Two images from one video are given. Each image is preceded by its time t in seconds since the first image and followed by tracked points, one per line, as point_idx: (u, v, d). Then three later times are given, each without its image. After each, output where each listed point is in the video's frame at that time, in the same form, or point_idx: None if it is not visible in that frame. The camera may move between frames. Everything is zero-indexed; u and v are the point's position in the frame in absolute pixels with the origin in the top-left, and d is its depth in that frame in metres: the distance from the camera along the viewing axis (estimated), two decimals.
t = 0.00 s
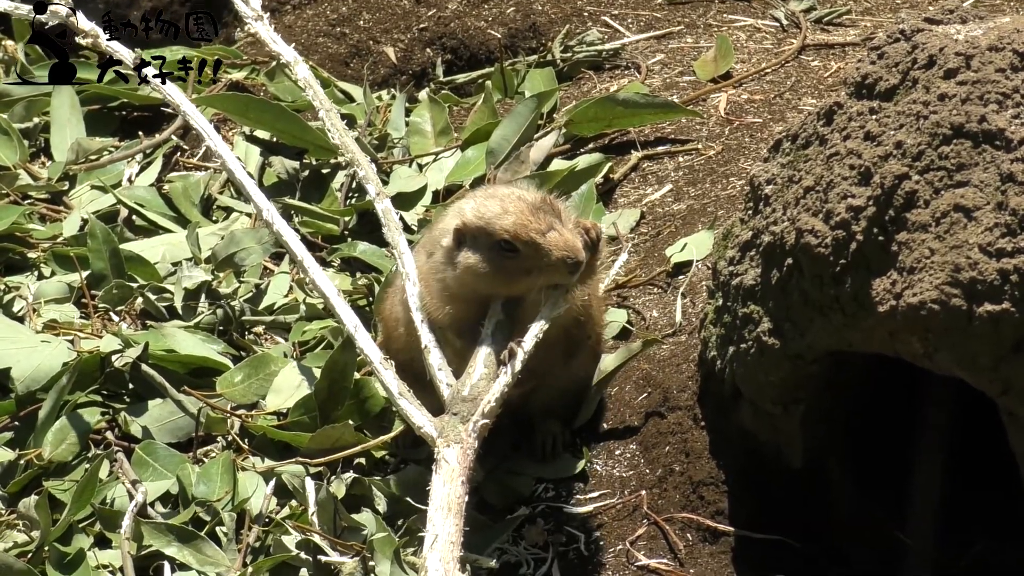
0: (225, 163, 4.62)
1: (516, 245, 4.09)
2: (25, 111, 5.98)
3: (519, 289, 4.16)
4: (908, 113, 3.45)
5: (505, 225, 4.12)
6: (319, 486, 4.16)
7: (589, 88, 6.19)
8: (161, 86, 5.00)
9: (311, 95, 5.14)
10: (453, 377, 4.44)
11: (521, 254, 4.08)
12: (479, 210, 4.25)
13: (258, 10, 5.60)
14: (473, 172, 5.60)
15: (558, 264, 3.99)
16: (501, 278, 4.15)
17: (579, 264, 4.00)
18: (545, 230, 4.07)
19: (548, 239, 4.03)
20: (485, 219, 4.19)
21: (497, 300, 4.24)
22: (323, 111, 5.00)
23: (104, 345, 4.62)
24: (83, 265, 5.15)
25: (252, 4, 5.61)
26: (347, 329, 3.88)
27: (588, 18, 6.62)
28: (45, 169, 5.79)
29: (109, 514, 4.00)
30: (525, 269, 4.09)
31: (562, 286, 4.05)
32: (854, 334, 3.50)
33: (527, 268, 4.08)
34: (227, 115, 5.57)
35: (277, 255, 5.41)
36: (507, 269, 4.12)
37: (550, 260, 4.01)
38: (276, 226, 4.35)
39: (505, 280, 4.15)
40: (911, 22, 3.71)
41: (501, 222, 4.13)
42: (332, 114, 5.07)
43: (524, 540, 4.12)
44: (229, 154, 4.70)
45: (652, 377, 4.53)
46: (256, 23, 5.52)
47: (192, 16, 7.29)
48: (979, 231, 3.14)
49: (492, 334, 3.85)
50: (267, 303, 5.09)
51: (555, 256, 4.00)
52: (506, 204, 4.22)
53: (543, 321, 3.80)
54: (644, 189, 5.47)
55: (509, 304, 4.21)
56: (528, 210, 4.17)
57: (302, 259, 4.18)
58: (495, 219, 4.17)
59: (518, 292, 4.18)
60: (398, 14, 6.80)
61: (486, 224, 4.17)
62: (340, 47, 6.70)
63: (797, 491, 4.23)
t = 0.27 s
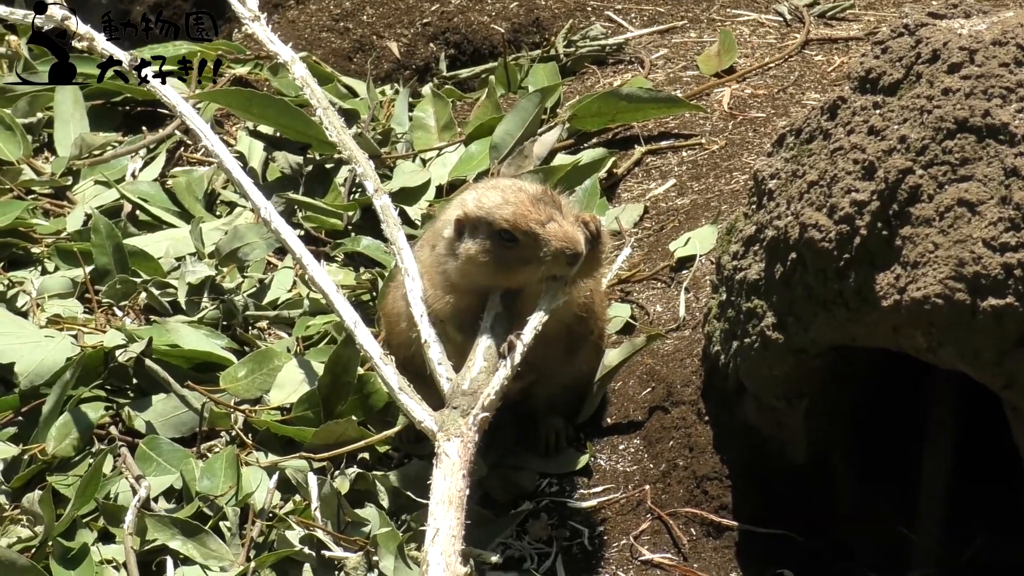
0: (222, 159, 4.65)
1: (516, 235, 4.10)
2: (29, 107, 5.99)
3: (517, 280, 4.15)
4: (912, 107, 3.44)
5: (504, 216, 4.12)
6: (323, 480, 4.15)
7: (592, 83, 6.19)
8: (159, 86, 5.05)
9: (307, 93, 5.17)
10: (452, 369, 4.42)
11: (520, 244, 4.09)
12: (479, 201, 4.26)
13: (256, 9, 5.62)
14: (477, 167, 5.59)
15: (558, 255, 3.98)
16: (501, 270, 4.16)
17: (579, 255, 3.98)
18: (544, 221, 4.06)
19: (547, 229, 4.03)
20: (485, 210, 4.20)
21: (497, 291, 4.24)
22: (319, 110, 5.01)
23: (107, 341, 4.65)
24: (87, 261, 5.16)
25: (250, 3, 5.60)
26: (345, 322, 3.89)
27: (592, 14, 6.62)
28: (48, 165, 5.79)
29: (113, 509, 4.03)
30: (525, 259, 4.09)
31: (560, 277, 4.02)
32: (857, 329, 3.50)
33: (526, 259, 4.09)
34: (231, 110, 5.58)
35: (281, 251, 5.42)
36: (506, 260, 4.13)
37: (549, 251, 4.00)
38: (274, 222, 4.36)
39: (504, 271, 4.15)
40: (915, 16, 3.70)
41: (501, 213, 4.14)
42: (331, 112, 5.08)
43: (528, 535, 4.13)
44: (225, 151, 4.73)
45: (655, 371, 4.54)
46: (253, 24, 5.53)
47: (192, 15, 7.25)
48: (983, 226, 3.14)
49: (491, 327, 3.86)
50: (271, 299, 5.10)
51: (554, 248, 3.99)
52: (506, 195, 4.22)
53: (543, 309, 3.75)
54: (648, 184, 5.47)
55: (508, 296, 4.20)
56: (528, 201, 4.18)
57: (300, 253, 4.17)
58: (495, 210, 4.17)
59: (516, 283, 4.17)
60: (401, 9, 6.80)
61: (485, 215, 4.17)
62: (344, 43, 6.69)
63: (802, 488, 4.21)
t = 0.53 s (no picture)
0: (233, 152, 4.63)
1: (525, 233, 4.13)
2: (30, 101, 5.98)
3: (527, 276, 4.18)
4: (913, 102, 3.44)
5: (512, 215, 4.17)
6: (325, 475, 4.17)
7: (594, 77, 6.18)
8: (171, 77, 5.03)
9: (317, 84, 5.20)
10: (459, 365, 4.40)
11: (528, 241, 4.13)
12: (484, 201, 4.29)
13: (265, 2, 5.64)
14: (479, 161, 5.59)
15: (568, 249, 4.03)
16: (509, 267, 4.18)
17: (588, 248, 4.04)
18: (551, 216, 4.12)
19: (555, 225, 4.09)
20: (492, 209, 4.23)
21: (504, 287, 4.26)
22: (329, 101, 5.03)
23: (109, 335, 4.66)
24: (88, 255, 5.16)
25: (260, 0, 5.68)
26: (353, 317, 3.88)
27: (593, 8, 6.62)
28: (49, 159, 5.79)
29: (115, 503, 4.04)
30: (533, 256, 4.13)
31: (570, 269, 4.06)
32: (858, 323, 3.50)
33: (535, 256, 4.12)
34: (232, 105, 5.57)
35: (282, 245, 5.44)
36: (515, 257, 4.16)
37: (558, 246, 4.06)
38: (283, 215, 4.35)
39: (513, 268, 4.17)
40: (917, 10, 3.69)
41: (508, 212, 4.18)
42: (340, 104, 5.09)
43: (529, 529, 4.13)
44: (236, 142, 4.71)
45: (657, 365, 4.54)
46: (264, 15, 5.55)
47: (191, 13, 7.22)
48: (984, 220, 3.14)
49: (497, 322, 3.88)
50: (272, 293, 5.12)
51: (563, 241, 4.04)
52: (512, 194, 4.27)
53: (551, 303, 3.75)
54: (649, 178, 5.47)
55: (515, 293, 4.22)
56: (533, 197, 4.22)
57: (308, 248, 4.20)
58: (502, 208, 4.21)
59: (527, 279, 4.20)
60: (402, 3, 6.79)
61: (493, 212, 4.22)
62: (345, 37, 6.68)
63: (803, 482, 4.20)
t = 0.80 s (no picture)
0: (228, 147, 4.67)
1: (524, 211, 4.13)
2: (33, 95, 5.98)
3: (527, 254, 4.20)
4: (915, 97, 3.44)
5: (510, 193, 4.16)
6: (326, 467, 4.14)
7: (596, 72, 6.18)
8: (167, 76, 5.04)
9: (312, 79, 5.17)
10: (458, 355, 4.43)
11: (528, 220, 4.13)
12: (482, 179, 4.29)
13: None
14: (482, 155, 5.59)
15: (568, 226, 4.08)
16: (510, 246, 4.19)
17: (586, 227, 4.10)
18: (550, 195, 4.14)
19: (554, 203, 4.11)
20: (490, 187, 4.23)
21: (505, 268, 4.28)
22: (323, 96, 5.01)
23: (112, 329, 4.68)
24: (91, 249, 5.17)
25: None
26: (350, 310, 3.91)
27: (595, 3, 6.61)
28: (52, 153, 5.79)
29: (118, 498, 4.05)
30: (533, 234, 4.14)
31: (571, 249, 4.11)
32: (860, 318, 3.50)
33: (534, 234, 4.14)
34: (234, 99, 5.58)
35: (285, 240, 5.45)
36: (514, 236, 4.16)
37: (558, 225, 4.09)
38: (279, 208, 4.39)
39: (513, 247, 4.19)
40: (919, 6, 3.69)
41: (506, 189, 4.18)
42: (336, 99, 5.08)
43: (531, 523, 4.13)
44: (231, 139, 4.74)
45: (659, 360, 4.55)
46: (258, 9, 5.54)
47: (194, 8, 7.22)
48: (986, 215, 3.15)
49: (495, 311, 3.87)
50: (275, 287, 5.11)
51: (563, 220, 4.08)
52: (509, 170, 4.27)
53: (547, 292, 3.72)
54: (652, 173, 5.47)
55: (516, 276, 4.23)
56: (532, 187, 4.20)
57: (305, 241, 4.20)
58: (501, 185, 4.21)
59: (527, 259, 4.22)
60: None
61: (491, 190, 4.22)
62: (348, 32, 6.67)
63: (805, 475, 4.20)
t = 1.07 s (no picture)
0: (236, 146, 4.65)
1: (526, 214, 4.16)
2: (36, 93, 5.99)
3: (530, 259, 4.20)
4: (918, 94, 3.44)
5: (514, 196, 4.19)
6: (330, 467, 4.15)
7: (599, 70, 6.18)
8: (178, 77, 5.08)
9: (320, 78, 5.23)
10: (465, 356, 4.40)
11: (530, 223, 4.16)
12: (487, 181, 4.32)
13: None
14: (485, 154, 5.60)
15: (569, 234, 4.04)
16: (511, 249, 4.20)
17: (588, 233, 4.04)
18: (553, 200, 4.15)
19: (557, 208, 4.12)
20: (494, 190, 4.26)
21: (505, 271, 4.28)
22: (332, 95, 5.05)
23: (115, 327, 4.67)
24: (94, 248, 5.18)
25: None
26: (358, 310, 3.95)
27: (598, 1, 6.62)
28: (55, 151, 5.80)
29: (120, 496, 4.07)
30: (534, 238, 4.15)
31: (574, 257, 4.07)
32: (863, 315, 3.51)
33: (536, 238, 4.15)
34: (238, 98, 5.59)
35: (288, 238, 5.46)
36: (516, 239, 4.18)
37: (559, 230, 4.07)
38: (287, 207, 4.40)
39: (516, 251, 4.19)
40: (921, 3, 3.69)
41: (510, 192, 4.21)
42: (344, 97, 5.11)
43: (534, 521, 4.14)
44: (238, 136, 4.76)
45: (662, 358, 4.55)
46: (268, 9, 5.60)
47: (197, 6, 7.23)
48: (989, 213, 3.15)
49: (502, 312, 3.88)
50: (278, 285, 5.13)
51: (563, 225, 4.06)
52: (515, 174, 4.31)
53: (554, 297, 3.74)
54: (655, 171, 5.47)
55: (521, 279, 4.23)
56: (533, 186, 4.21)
57: (314, 241, 4.25)
58: (505, 188, 4.24)
59: (529, 263, 4.21)
60: None
61: (495, 194, 4.25)
62: (351, 30, 6.66)
63: (809, 473, 4.22)
